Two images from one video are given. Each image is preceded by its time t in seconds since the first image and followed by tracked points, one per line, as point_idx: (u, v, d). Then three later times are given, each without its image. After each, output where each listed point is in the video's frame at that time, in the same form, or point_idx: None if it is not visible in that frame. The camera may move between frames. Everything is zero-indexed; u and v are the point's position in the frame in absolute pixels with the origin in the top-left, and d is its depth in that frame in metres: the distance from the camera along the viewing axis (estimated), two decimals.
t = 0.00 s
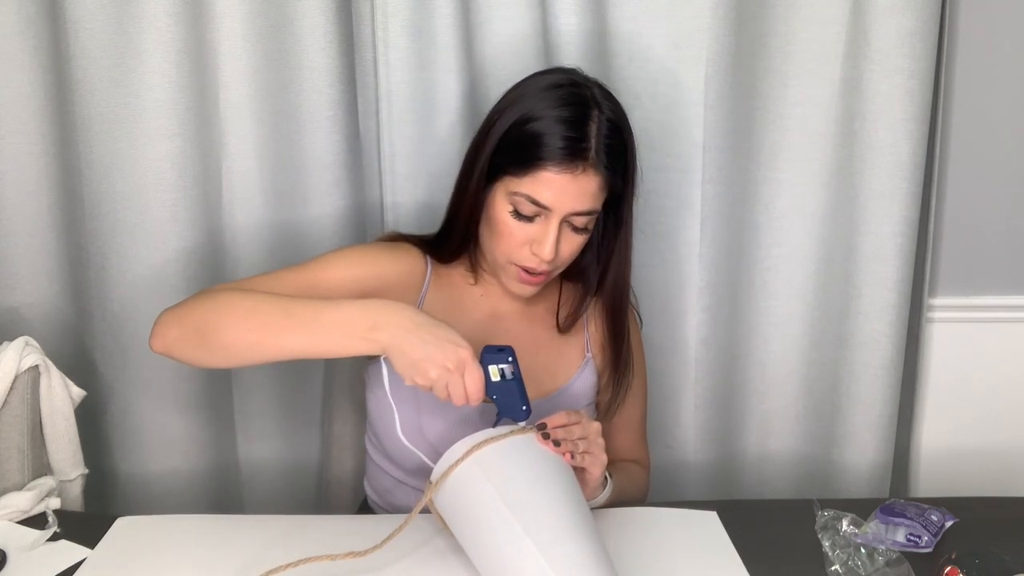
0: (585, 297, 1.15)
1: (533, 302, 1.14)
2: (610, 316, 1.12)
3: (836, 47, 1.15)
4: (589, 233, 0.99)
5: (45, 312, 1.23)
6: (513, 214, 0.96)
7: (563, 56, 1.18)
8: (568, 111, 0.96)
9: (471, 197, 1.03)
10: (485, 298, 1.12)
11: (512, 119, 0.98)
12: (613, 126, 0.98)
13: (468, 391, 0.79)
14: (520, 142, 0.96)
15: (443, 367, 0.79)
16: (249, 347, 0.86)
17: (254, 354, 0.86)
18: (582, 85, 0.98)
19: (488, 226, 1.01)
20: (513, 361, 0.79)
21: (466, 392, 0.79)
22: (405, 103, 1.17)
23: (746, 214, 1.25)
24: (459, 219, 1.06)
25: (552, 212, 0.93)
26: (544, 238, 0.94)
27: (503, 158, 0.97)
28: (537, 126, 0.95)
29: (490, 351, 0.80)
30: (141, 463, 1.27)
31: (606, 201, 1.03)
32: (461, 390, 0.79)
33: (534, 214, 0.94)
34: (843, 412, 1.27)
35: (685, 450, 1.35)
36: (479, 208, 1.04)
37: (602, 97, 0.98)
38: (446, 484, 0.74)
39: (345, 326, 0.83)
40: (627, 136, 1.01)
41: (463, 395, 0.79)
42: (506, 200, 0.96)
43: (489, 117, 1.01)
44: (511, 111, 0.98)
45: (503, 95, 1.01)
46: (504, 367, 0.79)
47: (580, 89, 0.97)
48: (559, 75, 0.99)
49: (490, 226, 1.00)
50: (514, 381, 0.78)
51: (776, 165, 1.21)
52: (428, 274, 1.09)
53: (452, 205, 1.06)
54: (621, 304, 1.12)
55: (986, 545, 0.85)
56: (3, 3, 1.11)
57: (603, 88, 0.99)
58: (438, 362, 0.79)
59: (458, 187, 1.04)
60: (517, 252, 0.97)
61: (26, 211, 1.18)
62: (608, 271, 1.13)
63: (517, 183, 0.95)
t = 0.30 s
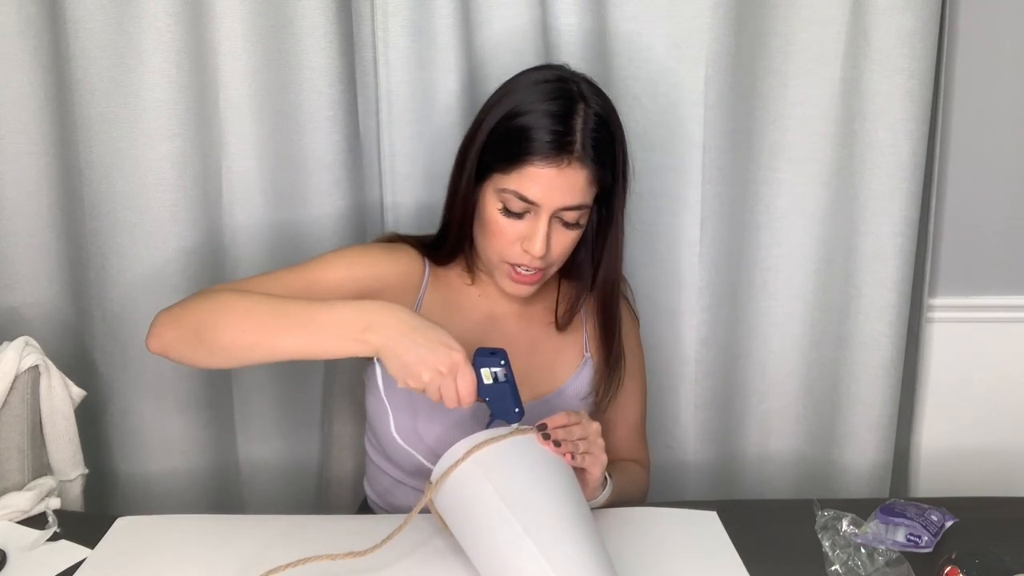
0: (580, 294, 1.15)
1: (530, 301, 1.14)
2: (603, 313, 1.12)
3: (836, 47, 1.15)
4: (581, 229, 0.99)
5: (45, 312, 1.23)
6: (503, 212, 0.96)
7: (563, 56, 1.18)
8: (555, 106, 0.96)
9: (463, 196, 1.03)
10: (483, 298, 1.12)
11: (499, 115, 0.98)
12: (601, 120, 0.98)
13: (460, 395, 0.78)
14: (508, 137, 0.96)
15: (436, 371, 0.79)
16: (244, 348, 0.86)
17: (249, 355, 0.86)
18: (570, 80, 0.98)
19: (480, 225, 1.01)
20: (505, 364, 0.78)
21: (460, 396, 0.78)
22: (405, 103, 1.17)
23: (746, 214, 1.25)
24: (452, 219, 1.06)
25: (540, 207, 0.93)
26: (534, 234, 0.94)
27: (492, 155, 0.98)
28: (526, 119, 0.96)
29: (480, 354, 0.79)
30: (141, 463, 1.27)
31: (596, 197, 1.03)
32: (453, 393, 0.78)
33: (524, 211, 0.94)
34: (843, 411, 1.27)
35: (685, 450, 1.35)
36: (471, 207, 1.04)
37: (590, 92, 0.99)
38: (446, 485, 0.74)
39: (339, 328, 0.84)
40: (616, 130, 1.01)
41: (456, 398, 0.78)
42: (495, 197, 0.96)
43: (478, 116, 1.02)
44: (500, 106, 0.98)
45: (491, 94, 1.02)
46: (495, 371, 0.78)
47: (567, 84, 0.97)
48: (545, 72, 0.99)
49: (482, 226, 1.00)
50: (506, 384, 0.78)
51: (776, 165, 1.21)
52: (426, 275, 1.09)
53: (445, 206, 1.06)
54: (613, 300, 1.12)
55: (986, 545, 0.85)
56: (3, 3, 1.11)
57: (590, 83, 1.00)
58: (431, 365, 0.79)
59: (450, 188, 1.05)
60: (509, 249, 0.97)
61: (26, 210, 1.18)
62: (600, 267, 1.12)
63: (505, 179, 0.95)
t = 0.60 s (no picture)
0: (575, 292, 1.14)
1: (525, 301, 1.14)
2: (595, 311, 1.11)
3: (836, 47, 1.15)
4: (571, 225, 0.98)
5: (45, 312, 1.23)
6: (491, 208, 0.96)
7: (563, 56, 1.18)
8: (540, 100, 0.96)
9: (454, 195, 1.03)
10: (479, 299, 1.12)
11: (485, 112, 0.99)
12: (587, 114, 0.98)
13: (449, 397, 0.79)
14: (494, 133, 0.96)
15: (425, 375, 0.79)
16: (235, 350, 0.86)
17: (239, 356, 0.86)
18: (555, 75, 0.98)
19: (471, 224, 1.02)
20: (495, 367, 0.78)
21: (449, 398, 0.79)
22: (405, 103, 1.17)
23: (746, 215, 1.25)
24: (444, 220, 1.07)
25: (527, 203, 0.93)
26: (522, 230, 0.94)
27: (479, 152, 0.98)
28: (512, 114, 0.96)
29: (469, 356, 0.79)
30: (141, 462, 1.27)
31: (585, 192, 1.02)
32: (443, 395, 0.79)
33: (511, 206, 0.94)
34: (844, 412, 1.27)
35: (685, 450, 1.35)
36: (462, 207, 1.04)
37: (576, 87, 0.99)
38: (446, 486, 0.74)
39: (327, 332, 0.83)
40: (604, 125, 1.01)
41: (446, 401, 0.79)
42: (483, 194, 0.96)
43: (466, 116, 1.02)
44: (486, 102, 0.99)
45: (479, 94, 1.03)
46: (484, 373, 0.78)
47: (552, 80, 0.98)
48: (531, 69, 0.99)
49: (472, 224, 1.00)
50: (496, 387, 0.78)
51: (776, 164, 1.21)
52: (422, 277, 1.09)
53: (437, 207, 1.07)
54: (604, 297, 1.11)
55: (986, 545, 0.85)
56: (3, 3, 1.11)
57: (577, 79, 1.00)
58: (420, 369, 0.79)
59: (442, 188, 1.05)
60: (499, 246, 0.97)
61: (26, 210, 1.18)
62: (590, 262, 1.12)
63: (492, 175, 0.95)
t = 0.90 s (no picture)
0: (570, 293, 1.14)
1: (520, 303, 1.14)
2: (585, 310, 1.11)
3: (836, 47, 1.15)
4: (562, 225, 0.98)
5: (45, 311, 1.23)
6: (481, 210, 0.96)
7: (563, 56, 1.18)
8: (528, 101, 0.96)
9: (445, 197, 1.04)
10: (474, 301, 1.12)
11: (473, 113, 0.99)
12: (576, 115, 0.98)
13: (437, 400, 0.78)
14: (482, 134, 0.96)
15: (413, 379, 0.79)
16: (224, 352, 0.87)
17: (230, 358, 0.88)
18: (543, 76, 0.98)
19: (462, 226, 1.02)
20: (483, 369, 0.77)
21: (438, 401, 0.78)
22: (405, 103, 1.17)
23: (746, 215, 1.25)
24: (436, 222, 1.07)
25: (516, 204, 0.93)
26: (512, 230, 0.94)
27: (468, 153, 0.98)
28: (500, 115, 0.96)
29: (457, 359, 0.78)
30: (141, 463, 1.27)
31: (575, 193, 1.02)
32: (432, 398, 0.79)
33: (500, 208, 0.94)
34: (844, 412, 1.27)
35: (685, 450, 1.35)
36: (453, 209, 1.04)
37: (565, 88, 0.99)
38: (446, 486, 0.74)
39: (315, 334, 0.84)
40: (592, 125, 1.01)
41: (434, 404, 0.79)
42: (472, 196, 0.96)
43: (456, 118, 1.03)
44: (475, 103, 0.99)
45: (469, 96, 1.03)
46: (471, 375, 0.77)
47: (540, 81, 0.98)
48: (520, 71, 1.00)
49: (464, 226, 1.00)
50: (484, 389, 0.77)
51: (776, 164, 1.21)
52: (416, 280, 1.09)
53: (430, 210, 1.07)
54: (595, 296, 1.11)
55: (986, 545, 0.85)
56: (3, 2, 1.11)
57: (566, 80, 1.00)
58: (408, 372, 0.79)
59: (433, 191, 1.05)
60: (490, 247, 0.97)
61: (25, 210, 1.18)
62: (582, 261, 1.11)
63: (480, 177, 0.95)
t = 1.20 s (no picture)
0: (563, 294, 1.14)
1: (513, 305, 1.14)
2: (577, 310, 1.11)
3: (836, 47, 1.15)
4: (550, 229, 0.98)
5: (45, 311, 1.23)
6: (467, 217, 0.96)
7: (563, 57, 1.18)
8: (512, 106, 0.96)
9: (434, 204, 1.04)
10: (467, 304, 1.12)
11: (457, 119, 0.99)
12: (560, 117, 0.98)
13: (423, 406, 0.78)
14: (466, 141, 0.96)
15: (399, 386, 0.78)
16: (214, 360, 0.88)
17: (221, 367, 0.88)
18: (526, 79, 0.98)
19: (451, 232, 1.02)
20: (469, 374, 0.77)
21: (424, 407, 0.78)
22: (405, 103, 1.17)
23: (746, 214, 1.25)
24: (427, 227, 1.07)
25: (501, 210, 0.93)
26: (499, 236, 0.94)
27: (452, 160, 0.98)
28: (483, 121, 0.96)
29: (441, 365, 0.78)
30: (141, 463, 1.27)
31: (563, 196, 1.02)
32: (419, 404, 0.78)
33: (486, 214, 0.94)
34: (844, 412, 1.27)
35: (685, 450, 1.35)
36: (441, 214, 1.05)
37: (548, 90, 0.98)
38: (446, 486, 0.74)
39: (303, 342, 0.84)
40: (578, 126, 1.01)
41: (421, 410, 0.78)
42: (458, 203, 0.96)
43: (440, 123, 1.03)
44: (459, 108, 0.99)
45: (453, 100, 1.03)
46: (456, 381, 0.77)
47: (523, 84, 0.98)
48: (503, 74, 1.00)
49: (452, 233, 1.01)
50: (472, 394, 0.77)
51: (776, 164, 1.21)
52: (409, 285, 1.10)
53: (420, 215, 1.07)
54: (586, 295, 1.11)
55: (986, 545, 0.85)
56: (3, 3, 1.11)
57: (550, 81, 0.99)
58: (393, 380, 0.79)
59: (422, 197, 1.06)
60: (478, 254, 0.97)
61: (25, 210, 1.18)
62: (572, 262, 1.11)
63: (465, 184, 0.95)
